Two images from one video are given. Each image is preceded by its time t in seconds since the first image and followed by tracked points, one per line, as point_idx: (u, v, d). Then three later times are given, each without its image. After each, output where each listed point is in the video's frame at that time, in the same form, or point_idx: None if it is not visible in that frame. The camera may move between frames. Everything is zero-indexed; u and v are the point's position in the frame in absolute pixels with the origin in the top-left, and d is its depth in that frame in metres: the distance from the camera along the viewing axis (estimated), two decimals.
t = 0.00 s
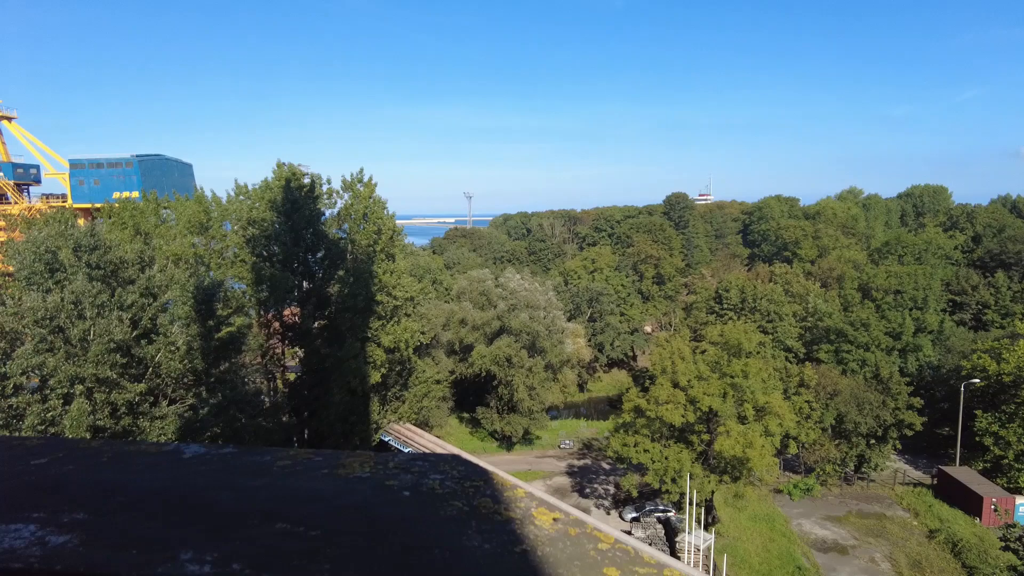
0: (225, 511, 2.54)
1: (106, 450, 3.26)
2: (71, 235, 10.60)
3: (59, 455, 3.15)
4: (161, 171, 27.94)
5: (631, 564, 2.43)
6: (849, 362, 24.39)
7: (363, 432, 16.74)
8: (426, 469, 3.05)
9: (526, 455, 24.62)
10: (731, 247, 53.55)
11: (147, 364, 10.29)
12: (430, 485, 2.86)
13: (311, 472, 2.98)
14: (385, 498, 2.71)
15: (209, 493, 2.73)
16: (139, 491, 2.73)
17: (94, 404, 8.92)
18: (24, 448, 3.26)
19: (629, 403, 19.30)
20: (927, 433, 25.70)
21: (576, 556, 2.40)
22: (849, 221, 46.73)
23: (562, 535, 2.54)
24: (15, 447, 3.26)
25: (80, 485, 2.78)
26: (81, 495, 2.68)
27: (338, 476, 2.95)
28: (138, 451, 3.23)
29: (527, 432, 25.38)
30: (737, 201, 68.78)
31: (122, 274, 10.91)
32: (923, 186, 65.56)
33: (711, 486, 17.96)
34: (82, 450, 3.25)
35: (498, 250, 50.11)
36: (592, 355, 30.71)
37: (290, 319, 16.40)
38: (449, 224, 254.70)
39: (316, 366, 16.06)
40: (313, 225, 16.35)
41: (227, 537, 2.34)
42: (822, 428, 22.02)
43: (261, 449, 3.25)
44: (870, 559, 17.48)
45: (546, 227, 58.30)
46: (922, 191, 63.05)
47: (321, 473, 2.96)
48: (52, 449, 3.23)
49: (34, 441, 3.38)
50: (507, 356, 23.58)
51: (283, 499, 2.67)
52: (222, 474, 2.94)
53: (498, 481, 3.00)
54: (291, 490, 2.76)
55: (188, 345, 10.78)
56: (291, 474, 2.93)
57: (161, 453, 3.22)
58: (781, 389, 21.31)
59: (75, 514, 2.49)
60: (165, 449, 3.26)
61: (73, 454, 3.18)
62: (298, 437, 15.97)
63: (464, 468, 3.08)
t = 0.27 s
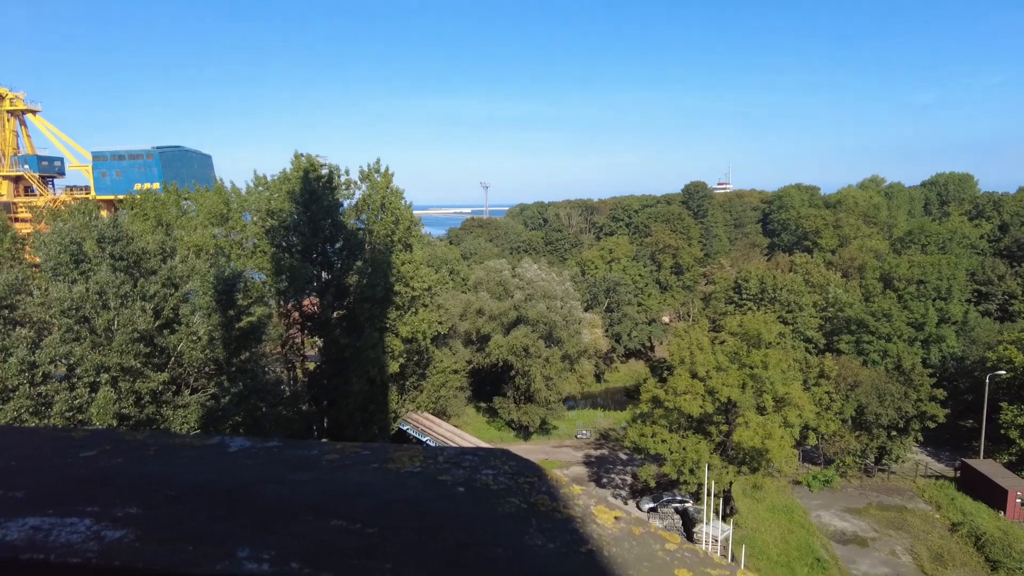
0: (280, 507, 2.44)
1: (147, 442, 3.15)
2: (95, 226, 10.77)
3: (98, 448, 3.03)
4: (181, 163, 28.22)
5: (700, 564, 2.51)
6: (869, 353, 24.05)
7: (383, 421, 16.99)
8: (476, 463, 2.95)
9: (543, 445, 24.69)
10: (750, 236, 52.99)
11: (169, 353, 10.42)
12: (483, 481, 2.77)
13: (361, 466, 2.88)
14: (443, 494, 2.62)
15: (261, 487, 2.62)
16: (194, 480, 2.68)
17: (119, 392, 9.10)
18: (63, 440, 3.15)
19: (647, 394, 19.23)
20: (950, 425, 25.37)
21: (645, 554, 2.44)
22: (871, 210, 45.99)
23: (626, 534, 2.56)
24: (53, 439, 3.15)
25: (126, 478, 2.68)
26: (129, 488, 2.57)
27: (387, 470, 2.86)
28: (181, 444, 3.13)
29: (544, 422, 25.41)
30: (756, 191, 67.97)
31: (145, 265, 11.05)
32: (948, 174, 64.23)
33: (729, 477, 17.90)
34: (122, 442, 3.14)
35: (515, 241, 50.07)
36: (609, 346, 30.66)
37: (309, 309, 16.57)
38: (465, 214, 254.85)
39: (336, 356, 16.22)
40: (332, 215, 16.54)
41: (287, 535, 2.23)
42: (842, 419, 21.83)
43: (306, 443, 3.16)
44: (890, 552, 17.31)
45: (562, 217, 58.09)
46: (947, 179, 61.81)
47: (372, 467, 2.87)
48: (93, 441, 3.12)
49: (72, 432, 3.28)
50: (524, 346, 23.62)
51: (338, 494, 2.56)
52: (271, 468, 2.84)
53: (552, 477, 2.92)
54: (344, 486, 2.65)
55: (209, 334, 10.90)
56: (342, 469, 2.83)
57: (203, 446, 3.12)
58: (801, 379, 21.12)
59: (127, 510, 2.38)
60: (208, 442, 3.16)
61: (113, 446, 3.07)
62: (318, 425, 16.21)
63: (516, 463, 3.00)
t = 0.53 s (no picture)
0: (345, 506, 2.21)
1: (193, 434, 2.90)
2: (118, 219, 10.96)
3: (141, 440, 2.78)
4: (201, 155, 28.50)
5: (785, 569, 2.37)
6: (891, 344, 23.75)
7: (400, 411, 17.10)
8: (535, 460, 2.72)
9: (560, 435, 24.70)
10: (770, 226, 52.38)
11: (191, 343, 10.50)
12: (545, 479, 2.55)
13: (418, 463, 2.65)
14: (509, 492, 2.40)
15: (320, 485, 2.38)
16: (247, 475, 2.44)
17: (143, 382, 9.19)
18: (103, 434, 2.89)
19: (665, 385, 19.14)
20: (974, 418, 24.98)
21: (725, 557, 2.31)
22: (894, 198, 45.17)
23: (703, 537, 2.42)
24: (93, 432, 2.90)
25: (179, 472, 2.44)
26: (186, 483, 2.33)
27: (443, 465, 2.63)
28: (227, 437, 2.88)
29: (561, 412, 25.42)
30: (776, 180, 67.10)
31: (167, 256, 11.20)
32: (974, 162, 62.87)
33: (747, 468, 17.81)
34: (165, 434, 2.89)
35: (532, 231, 50.01)
36: (626, 337, 30.54)
37: (328, 300, 16.75)
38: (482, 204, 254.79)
39: (355, 346, 16.33)
40: (350, 206, 16.56)
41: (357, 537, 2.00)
42: (862, 412, 21.59)
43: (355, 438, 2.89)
44: (911, 545, 17.13)
45: (579, 207, 57.89)
46: (973, 167, 60.53)
47: (428, 463, 2.63)
48: (134, 435, 2.86)
49: (109, 425, 3.02)
50: (541, 337, 23.62)
51: (403, 494, 2.34)
52: (327, 465, 2.59)
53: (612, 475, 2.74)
54: (409, 484, 2.42)
55: (229, 325, 11.00)
56: (398, 465, 2.60)
57: (251, 439, 2.87)
58: (821, 371, 20.88)
59: (187, 506, 2.15)
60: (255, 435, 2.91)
61: (158, 439, 2.82)
62: (338, 415, 16.49)
63: (574, 459, 2.77)
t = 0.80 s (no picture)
0: (404, 502, 2.02)
1: (240, 427, 2.66)
2: (138, 211, 11.19)
3: (187, 433, 2.54)
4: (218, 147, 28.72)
5: (866, 571, 2.44)
6: (911, 336, 23.43)
7: (417, 401, 17.24)
8: (594, 456, 2.56)
9: (575, 426, 24.71)
10: (787, 216, 51.83)
11: (210, 334, 10.67)
12: (608, 476, 2.40)
13: (473, 458, 2.43)
14: (573, 491, 2.22)
15: (379, 481, 2.17)
16: (292, 472, 2.21)
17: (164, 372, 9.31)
18: (144, 426, 2.65)
19: (681, 376, 19.08)
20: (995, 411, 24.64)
21: (811, 558, 2.34)
22: (915, 188, 44.46)
23: (780, 537, 2.43)
24: (132, 423, 2.65)
25: (235, 466, 2.22)
26: (243, 478, 2.12)
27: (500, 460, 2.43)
28: (274, 430, 2.65)
29: (576, 403, 25.41)
30: (794, 169, 66.31)
31: (185, 247, 11.36)
32: (997, 151, 61.67)
33: (764, 460, 17.73)
34: (209, 427, 2.65)
35: (547, 222, 49.91)
36: (642, 328, 30.45)
37: (345, 291, 17.04)
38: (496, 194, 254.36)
39: (371, 336, 16.61)
40: (366, 197, 16.82)
41: (433, 540, 1.78)
42: (881, 404, 21.36)
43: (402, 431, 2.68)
44: (931, 538, 16.98)
45: (594, 197, 57.63)
46: (997, 155, 59.33)
47: (485, 459, 2.42)
48: (177, 427, 2.62)
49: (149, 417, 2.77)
50: (557, 328, 23.60)
51: (467, 490, 2.14)
52: (386, 459, 2.37)
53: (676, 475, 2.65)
54: (477, 482, 2.21)
55: (248, 315, 11.08)
56: (452, 459, 2.39)
57: (301, 431, 2.64)
58: (839, 362, 20.67)
59: (247, 503, 1.94)
60: (303, 428, 2.68)
61: (204, 432, 2.57)
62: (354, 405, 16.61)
63: (635, 456, 2.64)
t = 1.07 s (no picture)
0: (462, 496, 2.01)
1: (284, 421, 2.65)
2: (156, 205, 11.29)
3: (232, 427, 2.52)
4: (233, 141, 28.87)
5: (946, 572, 2.39)
6: (929, 330, 23.13)
7: (431, 394, 17.33)
8: (648, 452, 2.59)
9: (588, 419, 24.71)
10: (804, 209, 51.27)
11: (227, 327, 10.72)
12: (665, 472, 2.41)
13: (526, 453, 2.42)
14: (632, 489, 2.20)
15: (435, 475, 2.17)
16: (344, 464, 2.21)
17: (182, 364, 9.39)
18: (188, 420, 2.63)
19: (696, 369, 19.02)
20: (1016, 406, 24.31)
21: (888, 558, 2.31)
22: (935, 179, 43.76)
23: (851, 536, 2.38)
24: (176, 418, 2.64)
25: (284, 460, 2.20)
26: (293, 472, 2.10)
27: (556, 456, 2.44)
28: (319, 424, 2.63)
29: (590, 397, 25.39)
30: (811, 161, 65.51)
31: (203, 241, 11.45)
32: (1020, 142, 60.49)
33: (779, 454, 17.65)
34: (254, 420, 2.63)
35: (561, 215, 49.75)
36: (656, 321, 30.36)
37: (360, 284, 17.15)
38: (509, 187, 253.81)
39: (385, 330, 16.68)
40: (380, 191, 16.95)
41: (494, 536, 1.76)
42: (898, 399, 21.15)
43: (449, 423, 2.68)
44: (948, 534, 16.84)
45: (608, 190, 57.36)
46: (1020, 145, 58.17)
47: (538, 454, 2.41)
48: (222, 421, 2.60)
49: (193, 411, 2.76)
50: (570, 321, 23.59)
51: (525, 486, 2.12)
52: (436, 454, 2.35)
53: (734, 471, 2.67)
54: (533, 478, 2.18)
55: (265, 309, 11.17)
56: (504, 455, 2.38)
57: (346, 426, 2.62)
58: (856, 356, 20.49)
59: (302, 496, 1.93)
60: (348, 422, 2.67)
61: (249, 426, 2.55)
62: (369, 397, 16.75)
63: (690, 452, 2.66)
